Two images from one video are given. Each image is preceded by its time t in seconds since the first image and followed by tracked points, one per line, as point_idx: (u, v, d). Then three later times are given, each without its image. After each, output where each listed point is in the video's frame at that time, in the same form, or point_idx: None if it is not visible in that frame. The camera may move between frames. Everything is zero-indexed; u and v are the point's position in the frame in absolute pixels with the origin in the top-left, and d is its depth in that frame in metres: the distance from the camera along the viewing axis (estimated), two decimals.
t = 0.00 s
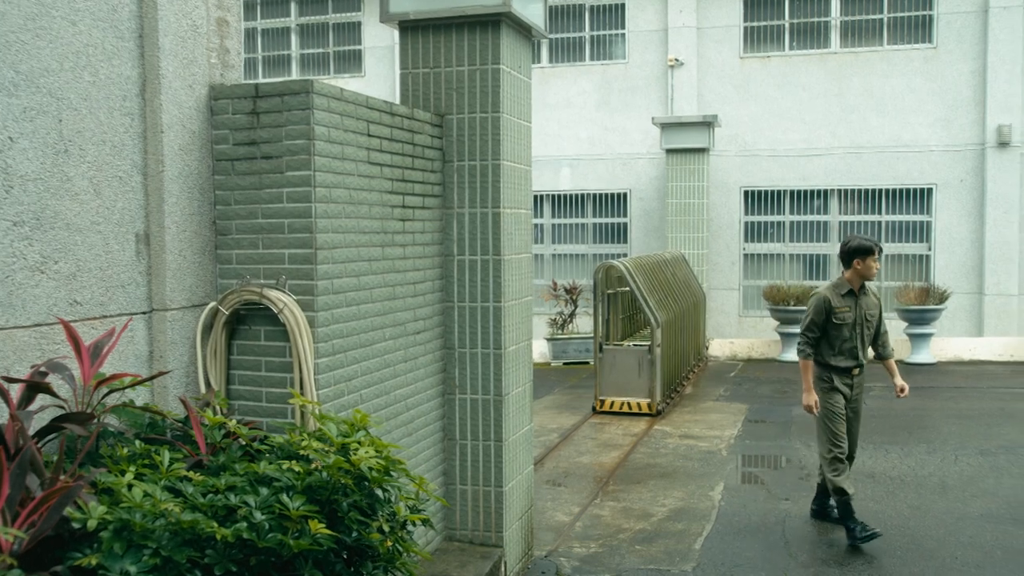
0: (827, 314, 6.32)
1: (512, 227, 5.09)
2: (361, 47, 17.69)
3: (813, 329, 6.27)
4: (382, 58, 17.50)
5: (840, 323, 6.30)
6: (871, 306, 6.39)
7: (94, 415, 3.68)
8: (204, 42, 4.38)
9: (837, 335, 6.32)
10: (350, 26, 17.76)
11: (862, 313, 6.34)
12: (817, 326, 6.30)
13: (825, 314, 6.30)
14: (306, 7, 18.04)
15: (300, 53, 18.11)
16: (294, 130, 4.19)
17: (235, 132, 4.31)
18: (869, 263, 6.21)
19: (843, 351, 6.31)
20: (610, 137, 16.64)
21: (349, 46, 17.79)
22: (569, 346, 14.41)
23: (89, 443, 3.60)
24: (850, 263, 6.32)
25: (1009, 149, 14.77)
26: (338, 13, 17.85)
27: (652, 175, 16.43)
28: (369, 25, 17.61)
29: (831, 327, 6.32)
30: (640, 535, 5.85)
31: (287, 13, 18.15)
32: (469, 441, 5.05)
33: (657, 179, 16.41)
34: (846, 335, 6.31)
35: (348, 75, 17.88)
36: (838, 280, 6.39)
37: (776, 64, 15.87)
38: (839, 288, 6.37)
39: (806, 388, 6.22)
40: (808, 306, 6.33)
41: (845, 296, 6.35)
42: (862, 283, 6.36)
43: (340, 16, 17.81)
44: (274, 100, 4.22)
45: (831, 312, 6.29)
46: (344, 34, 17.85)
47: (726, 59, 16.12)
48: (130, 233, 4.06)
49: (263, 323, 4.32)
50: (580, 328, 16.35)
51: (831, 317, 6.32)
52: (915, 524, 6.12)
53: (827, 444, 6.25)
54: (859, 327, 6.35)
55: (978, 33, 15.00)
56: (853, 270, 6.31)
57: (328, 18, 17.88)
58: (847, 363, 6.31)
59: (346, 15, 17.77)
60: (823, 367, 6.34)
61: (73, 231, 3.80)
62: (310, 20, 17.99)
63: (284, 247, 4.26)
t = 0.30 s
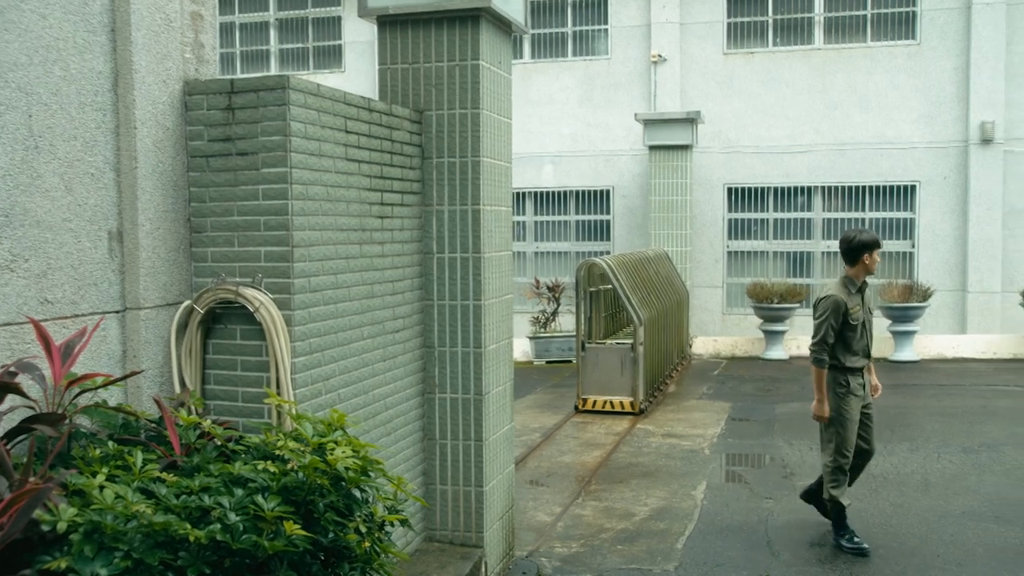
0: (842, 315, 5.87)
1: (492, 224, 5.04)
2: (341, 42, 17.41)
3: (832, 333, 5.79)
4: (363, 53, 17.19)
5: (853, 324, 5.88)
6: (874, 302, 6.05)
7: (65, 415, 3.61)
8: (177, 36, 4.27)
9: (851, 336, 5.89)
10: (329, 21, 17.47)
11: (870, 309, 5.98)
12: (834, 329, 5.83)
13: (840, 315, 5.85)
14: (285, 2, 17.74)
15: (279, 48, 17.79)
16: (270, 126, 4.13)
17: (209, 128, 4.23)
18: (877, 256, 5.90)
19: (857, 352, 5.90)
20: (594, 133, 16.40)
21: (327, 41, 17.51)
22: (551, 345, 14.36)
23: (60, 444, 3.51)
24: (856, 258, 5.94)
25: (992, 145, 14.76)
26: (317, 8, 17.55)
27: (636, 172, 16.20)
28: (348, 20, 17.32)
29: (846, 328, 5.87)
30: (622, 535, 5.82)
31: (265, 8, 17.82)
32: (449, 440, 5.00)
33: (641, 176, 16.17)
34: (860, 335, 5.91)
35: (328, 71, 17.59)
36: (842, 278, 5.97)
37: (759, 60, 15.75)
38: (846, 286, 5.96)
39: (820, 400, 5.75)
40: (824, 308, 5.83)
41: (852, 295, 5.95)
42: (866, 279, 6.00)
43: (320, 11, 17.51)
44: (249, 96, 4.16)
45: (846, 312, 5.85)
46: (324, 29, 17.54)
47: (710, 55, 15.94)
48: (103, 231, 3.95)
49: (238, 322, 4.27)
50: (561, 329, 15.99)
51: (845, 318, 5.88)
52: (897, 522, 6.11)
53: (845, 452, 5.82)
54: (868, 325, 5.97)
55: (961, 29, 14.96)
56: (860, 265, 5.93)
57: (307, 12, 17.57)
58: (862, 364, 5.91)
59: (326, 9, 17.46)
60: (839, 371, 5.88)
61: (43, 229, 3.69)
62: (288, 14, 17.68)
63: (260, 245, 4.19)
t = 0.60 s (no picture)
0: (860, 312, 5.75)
1: (469, 221, 4.99)
2: (318, 37, 16.95)
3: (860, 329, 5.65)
4: (340, 48, 16.79)
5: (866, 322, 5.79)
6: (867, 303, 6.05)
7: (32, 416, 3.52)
8: (148, 29, 4.13)
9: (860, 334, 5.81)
10: (305, 14, 16.98)
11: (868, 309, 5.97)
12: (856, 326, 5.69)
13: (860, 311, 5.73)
14: None
15: (255, 42, 17.28)
16: (243, 122, 4.06)
17: (181, 123, 4.13)
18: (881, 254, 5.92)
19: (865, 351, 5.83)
20: (573, 130, 16.18)
21: (305, 36, 17.03)
22: (531, 343, 14.29)
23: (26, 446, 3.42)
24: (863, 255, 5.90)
25: (972, 142, 14.78)
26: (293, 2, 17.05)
27: (617, 168, 16.01)
28: (325, 13, 16.85)
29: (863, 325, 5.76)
30: (601, 535, 5.78)
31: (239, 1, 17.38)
32: (426, 440, 4.95)
33: (621, 172, 15.99)
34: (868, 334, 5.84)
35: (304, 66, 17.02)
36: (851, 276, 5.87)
37: (741, 56, 15.62)
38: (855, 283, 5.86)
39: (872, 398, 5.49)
40: (851, 303, 5.66)
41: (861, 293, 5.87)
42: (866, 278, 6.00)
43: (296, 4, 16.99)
44: (222, 90, 4.08)
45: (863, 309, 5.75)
46: (299, 23, 17.05)
47: (690, 51, 15.81)
48: (72, 228, 3.82)
49: (211, 320, 4.20)
50: (543, 325, 16.00)
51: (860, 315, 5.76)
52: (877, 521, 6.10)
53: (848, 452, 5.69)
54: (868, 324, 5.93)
55: (942, 26, 14.94)
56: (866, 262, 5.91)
57: (282, 6, 17.07)
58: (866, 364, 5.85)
59: (302, 3, 16.98)
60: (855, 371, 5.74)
61: (11, 226, 3.55)
62: (263, 8, 17.19)
63: (233, 242, 4.12)
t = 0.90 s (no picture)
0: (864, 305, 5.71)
1: (444, 219, 4.95)
2: (293, 32, 16.58)
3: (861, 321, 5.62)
4: (316, 43, 16.48)
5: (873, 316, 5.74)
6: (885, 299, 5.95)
7: None
8: (116, 23, 4.03)
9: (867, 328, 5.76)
10: (280, 9, 16.64)
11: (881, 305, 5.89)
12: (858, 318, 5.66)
13: (864, 303, 5.69)
14: None
15: (228, 37, 16.91)
16: (213, 118, 3.99)
17: (150, 119, 4.04)
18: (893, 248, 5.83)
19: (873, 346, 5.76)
20: (551, 126, 16.06)
21: (280, 30, 16.65)
22: (509, 341, 14.24)
23: None
24: (869, 249, 5.85)
25: (950, 139, 14.80)
26: None
27: (595, 165, 15.90)
28: (300, 8, 16.55)
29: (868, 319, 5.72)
30: (578, 534, 5.75)
31: None
32: (401, 440, 4.91)
33: (600, 169, 15.89)
34: (876, 329, 5.77)
35: (278, 61, 16.74)
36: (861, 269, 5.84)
37: (719, 52, 15.54)
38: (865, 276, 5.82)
39: (883, 384, 5.58)
40: (852, 295, 5.65)
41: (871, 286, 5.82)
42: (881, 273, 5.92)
43: None
44: (192, 85, 4.00)
45: (868, 302, 5.71)
46: (274, 18, 16.69)
47: (669, 47, 15.70)
48: (38, 225, 3.72)
49: (181, 319, 4.12)
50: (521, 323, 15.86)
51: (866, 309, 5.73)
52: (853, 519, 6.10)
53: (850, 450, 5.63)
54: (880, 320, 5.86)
55: (919, 23, 14.96)
56: (874, 256, 5.84)
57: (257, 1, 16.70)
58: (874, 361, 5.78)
59: None
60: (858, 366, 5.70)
61: None
62: (237, 2, 16.82)
63: (203, 239, 4.04)
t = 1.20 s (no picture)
0: (846, 301, 5.71)
1: (417, 218, 4.92)
2: (267, 29, 16.35)
3: (836, 316, 5.64)
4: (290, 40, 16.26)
5: (858, 312, 5.71)
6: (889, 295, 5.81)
7: None
8: (82, 20, 3.96)
9: (855, 325, 5.71)
10: (253, 6, 16.39)
11: (880, 301, 5.79)
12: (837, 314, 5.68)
13: (845, 299, 5.69)
14: None
15: (201, 34, 16.64)
16: (182, 115, 3.92)
17: (118, 117, 3.97)
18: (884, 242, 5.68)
19: (863, 343, 5.70)
20: (527, 124, 15.99)
21: (253, 27, 16.40)
22: (486, 340, 14.21)
23: None
24: (859, 246, 5.77)
25: (924, 138, 14.87)
26: None
27: (571, 164, 15.86)
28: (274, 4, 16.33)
29: (851, 315, 5.71)
30: (554, 534, 5.74)
31: None
32: (375, 440, 4.88)
33: (576, 168, 15.85)
34: (866, 325, 5.71)
35: (252, 58, 16.46)
36: (854, 265, 5.81)
37: (695, 51, 15.52)
38: (856, 272, 5.79)
39: (832, 383, 5.56)
40: (827, 291, 5.72)
41: (863, 282, 5.76)
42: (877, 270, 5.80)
43: None
44: (160, 82, 3.93)
45: (851, 298, 5.69)
46: (247, 14, 16.43)
47: (645, 45, 15.67)
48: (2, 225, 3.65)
49: (150, 319, 4.03)
50: (497, 322, 15.80)
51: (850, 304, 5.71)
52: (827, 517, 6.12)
53: (850, 448, 5.59)
54: (877, 316, 5.76)
55: (894, 22, 15.01)
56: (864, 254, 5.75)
57: None
58: (868, 357, 5.70)
59: None
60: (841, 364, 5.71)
61: None
62: None
63: (173, 238, 3.98)
